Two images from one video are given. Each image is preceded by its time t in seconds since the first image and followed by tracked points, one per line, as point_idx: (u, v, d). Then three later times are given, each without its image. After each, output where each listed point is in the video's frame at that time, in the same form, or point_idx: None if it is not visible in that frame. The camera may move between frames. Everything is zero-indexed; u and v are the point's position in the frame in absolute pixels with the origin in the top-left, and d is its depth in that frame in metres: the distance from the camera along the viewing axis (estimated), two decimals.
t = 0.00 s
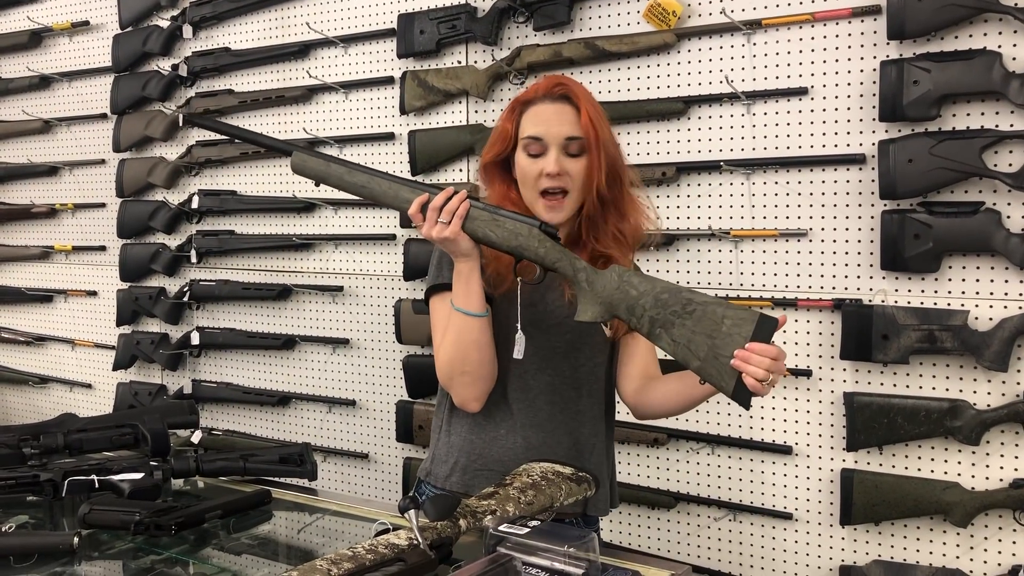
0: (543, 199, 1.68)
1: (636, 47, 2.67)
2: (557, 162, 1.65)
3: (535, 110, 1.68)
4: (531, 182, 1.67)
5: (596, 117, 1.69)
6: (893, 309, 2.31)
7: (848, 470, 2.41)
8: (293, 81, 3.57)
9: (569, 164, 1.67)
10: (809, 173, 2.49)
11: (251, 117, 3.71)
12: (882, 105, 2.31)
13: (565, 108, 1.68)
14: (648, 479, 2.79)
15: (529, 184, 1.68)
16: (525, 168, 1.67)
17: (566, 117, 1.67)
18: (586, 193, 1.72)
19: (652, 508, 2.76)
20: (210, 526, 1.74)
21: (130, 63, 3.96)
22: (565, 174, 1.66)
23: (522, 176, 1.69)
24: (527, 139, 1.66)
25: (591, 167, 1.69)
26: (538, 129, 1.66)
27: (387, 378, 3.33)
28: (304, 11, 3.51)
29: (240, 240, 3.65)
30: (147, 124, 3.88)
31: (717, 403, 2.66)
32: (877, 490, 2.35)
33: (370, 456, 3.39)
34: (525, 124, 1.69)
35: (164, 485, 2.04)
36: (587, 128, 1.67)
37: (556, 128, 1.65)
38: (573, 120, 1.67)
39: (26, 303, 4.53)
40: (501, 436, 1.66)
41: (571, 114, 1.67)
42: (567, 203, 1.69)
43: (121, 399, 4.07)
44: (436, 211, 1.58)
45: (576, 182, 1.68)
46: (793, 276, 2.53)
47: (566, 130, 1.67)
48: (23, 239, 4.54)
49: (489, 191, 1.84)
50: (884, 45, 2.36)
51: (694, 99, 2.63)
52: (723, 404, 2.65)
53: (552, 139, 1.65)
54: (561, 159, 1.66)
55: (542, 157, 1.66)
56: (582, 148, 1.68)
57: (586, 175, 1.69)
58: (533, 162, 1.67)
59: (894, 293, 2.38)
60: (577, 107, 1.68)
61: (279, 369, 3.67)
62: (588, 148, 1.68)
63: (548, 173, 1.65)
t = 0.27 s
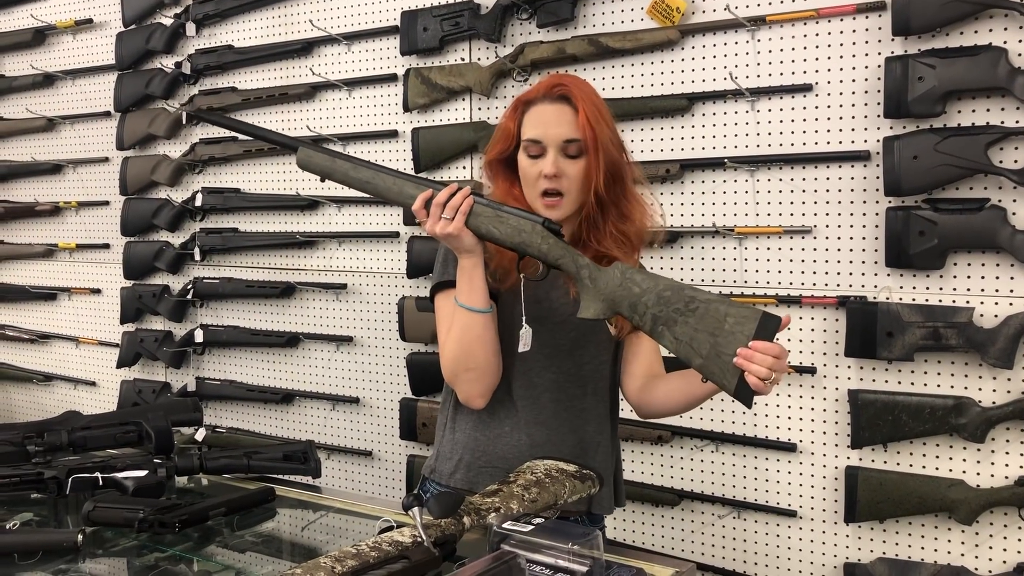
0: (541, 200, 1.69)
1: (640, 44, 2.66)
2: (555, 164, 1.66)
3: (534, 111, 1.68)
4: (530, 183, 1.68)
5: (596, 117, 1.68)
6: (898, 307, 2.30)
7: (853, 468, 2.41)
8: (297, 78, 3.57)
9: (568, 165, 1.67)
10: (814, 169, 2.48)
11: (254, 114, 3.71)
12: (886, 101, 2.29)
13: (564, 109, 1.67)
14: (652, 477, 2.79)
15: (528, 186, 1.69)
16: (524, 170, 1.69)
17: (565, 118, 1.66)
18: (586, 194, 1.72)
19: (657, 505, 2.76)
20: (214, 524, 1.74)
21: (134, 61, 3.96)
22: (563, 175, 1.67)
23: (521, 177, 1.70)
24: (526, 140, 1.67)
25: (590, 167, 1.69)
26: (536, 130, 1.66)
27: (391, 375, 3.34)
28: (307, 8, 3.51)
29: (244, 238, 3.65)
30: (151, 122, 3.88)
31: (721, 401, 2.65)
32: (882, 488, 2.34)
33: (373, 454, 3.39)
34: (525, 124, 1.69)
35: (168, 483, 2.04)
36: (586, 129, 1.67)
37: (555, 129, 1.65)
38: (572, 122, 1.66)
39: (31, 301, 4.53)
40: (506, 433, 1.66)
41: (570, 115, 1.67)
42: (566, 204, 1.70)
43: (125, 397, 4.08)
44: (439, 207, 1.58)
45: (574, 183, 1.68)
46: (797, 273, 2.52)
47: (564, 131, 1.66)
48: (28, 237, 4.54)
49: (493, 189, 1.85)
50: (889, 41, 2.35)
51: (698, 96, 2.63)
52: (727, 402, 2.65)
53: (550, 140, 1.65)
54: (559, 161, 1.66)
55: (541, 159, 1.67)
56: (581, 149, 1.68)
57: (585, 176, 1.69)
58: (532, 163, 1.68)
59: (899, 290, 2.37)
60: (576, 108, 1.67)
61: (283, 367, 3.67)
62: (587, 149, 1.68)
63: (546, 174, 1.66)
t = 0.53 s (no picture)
0: (547, 197, 1.69)
1: (646, 41, 2.66)
2: (560, 160, 1.66)
3: (540, 108, 1.69)
4: (535, 180, 1.69)
5: (601, 114, 1.68)
6: (905, 305, 2.29)
7: (860, 466, 2.40)
8: (302, 76, 3.57)
9: (573, 161, 1.67)
10: (820, 167, 2.47)
11: (260, 112, 3.71)
12: (893, 98, 2.28)
13: (569, 105, 1.67)
14: (658, 475, 2.79)
15: (533, 182, 1.69)
16: (530, 166, 1.69)
17: (570, 114, 1.67)
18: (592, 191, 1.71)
19: (663, 503, 2.76)
20: (220, 521, 1.75)
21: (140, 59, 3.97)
22: (569, 172, 1.67)
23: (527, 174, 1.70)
24: (532, 137, 1.68)
25: (596, 164, 1.69)
26: (542, 127, 1.67)
27: (397, 373, 3.34)
28: (313, 6, 3.51)
29: (250, 236, 3.66)
30: (157, 120, 3.89)
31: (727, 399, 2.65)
32: (888, 486, 2.34)
33: (379, 451, 3.40)
34: (531, 121, 1.70)
35: (175, 481, 2.05)
36: (591, 125, 1.67)
37: (560, 126, 1.66)
38: (578, 118, 1.67)
39: (38, 299, 4.55)
40: (513, 432, 1.66)
41: (575, 111, 1.67)
42: (572, 200, 1.70)
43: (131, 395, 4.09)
44: (445, 208, 1.57)
45: (581, 179, 1.68)
46: (804, 271, 2.51)
47: (569, 128, 1.67)
48: (35, 235, 4.56)
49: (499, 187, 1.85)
50: (896, 38, 2.34)
51: (704, 93, 2.62)
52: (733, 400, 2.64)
53: (555, 137, 1.66)
54: (565, 157, 1.66)
55: (546, 155, 1.68)
56: (587, 145, 1.68)
57: (591, 172, 1.69)
58: (538, 160, 1.68)
59: (906, 288, 2.36)
60: (582, 104, 1.68)
61: (288, 365, 3.68)
62: (593, 145, 1.68)
63: (551, 171, 1.66)
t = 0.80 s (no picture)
0: (569, 195, 1.68)
1: (649, 41, 2.65)
2: (584, 157, 1.66)
3: (559, 106, 1.69)
4: (558, 177, 1.67)
5: (619, 111, 1.71)
6: (909, 304, 2.29)
7: (864, 466, 2.40)
8: (306, 76, 3.58)
9: (596, 158, 1.68)
10: (824, 166, 2.47)
11: (264, 113, 3.72)
12: (897, 98, 2.28)
13: (590, 103, 1.69)
14: (662, 475, 2.79)
15: (555, 180, 1.68)
16: (551, 163, 1.68)
17: (591, 112, 1.68)
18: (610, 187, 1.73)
19: (667, 503, 2.76)
20: (225, 521, 1.75)
21: (144, 59, 3.97)
22: (592, 169, 1.68)
23: (548, 171, 1.68)
24: (554, 134, 1.67)
25: (616, 160, 1.71)
26: (564, 124, 1.67)
27: (400, 373, 3.35)
28: (317, 7, 3.51)
29: (254, 236, 3.66)
30: (161, 121, 3.90)
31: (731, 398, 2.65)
32: (893, 486, 2.33)
33: (383, 451, 3.40)
34: (549, 119, 1.69)
35: (179, 480, 2.05)
36: (611, 124, 1.70)
37: (583, 123, 1.67)
38: (598, 115, 1.69)
39: (43, 299, 4.56)
40: (520, 433, 1.66)
41: (595, 109, 1.69)
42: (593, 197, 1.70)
43: (136, 394, 4.10)
44: (452, 211, 1.60)
45: (602, 177, 1.70)
46: (807, 271, 2.51)
47: (590, 125, 1.68)
48: (39, 236, 4.57)
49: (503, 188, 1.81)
50: (899, 37, 2.34)
51: (708, 93, 2.62)
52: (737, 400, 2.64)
53: (579, 134, 1.67)
54: (588, 154, 1.67)
55: (569, 152, 1.67)
56: (607, 142, 1.70)
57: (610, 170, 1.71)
58: (560, 157, 1.68)
59: (909, 287, 2.36)
60: (601, 102, 1.70)
61: (292, 365, 3.69)
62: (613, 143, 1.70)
63: (577, 168, 1.65)
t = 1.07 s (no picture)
0: (586, 191, 1.68)
1: (652, 41, 2.65)
2: (603, 155, 1.67)
3: (576, 103, 1.69)
4: (577, 174, 1.67)
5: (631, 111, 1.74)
6: (913, 303, 2.29)
7: (867, 465, 2.40)
8: (309, 76, 3.58)
9: (613, 156, 1.69)
10: (827, 166, 2.47)
11: (267, 113, 3.72)
12: (900, 97, 2.28)
13: (606, 102, 1.70)
14: (665, 474, 2.79)
15: (573, 176, 1.68)
16: (569, 160, 1.67)
17: (608, 111, 1.70)
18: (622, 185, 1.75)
19: (670, 503, 2.76)
20: (228, 520, 1.75)
21: (148, 59, 3.98)
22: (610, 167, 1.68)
23: (565, 168, 1.68)
24: (573, 131, 1.67)
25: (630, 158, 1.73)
26: (583, 121, 1.67)
27: (404, 373, 3.35)
28: (320, 7, 3.52)
29: (257, 236, 3.67)
30: (165, 121, 3.91)
31: (734, 398, 2.65)
32: (896, 485, 2.33)
33: (386, 451, 3.40)
34: (565, 116, 1.69)
35: (183, 480, 2.06)
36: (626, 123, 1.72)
37: (601, 121, 1.68)
38: (614, 114, 1.70)
39: (47, 300, 4.57)
40: (526, 432, 1.66)
41: (611, 108, 1.70)
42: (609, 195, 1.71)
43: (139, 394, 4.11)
44: (460, 210, 1.60)
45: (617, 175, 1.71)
46: (810, 270, 2.51)
47: (608, 124, 1.69)
48: (43, 236, 4.58)
49: (510, 185, 1.79)
50: (902, 36, 2.33)
51: (711, 92, 2.61)
52: (740, 399, 2.64)
53: (598, 131, 1.67)
54: (606, 152, 1.68)
55: (588, 149, 1.67)
56: (622, 141, 1.72)
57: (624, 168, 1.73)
58: (577, 154, 1.67)
59: (913, 287, 2.35)
60: (616, 101, 1.72)
61: (296, 364, 3.69)
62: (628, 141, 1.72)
63: (597, 165, 1.65)
